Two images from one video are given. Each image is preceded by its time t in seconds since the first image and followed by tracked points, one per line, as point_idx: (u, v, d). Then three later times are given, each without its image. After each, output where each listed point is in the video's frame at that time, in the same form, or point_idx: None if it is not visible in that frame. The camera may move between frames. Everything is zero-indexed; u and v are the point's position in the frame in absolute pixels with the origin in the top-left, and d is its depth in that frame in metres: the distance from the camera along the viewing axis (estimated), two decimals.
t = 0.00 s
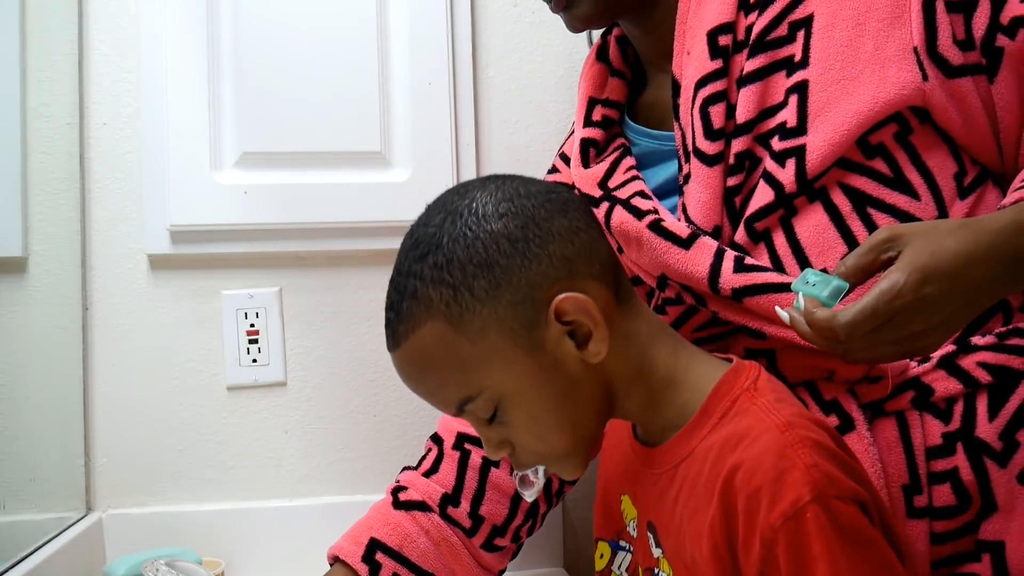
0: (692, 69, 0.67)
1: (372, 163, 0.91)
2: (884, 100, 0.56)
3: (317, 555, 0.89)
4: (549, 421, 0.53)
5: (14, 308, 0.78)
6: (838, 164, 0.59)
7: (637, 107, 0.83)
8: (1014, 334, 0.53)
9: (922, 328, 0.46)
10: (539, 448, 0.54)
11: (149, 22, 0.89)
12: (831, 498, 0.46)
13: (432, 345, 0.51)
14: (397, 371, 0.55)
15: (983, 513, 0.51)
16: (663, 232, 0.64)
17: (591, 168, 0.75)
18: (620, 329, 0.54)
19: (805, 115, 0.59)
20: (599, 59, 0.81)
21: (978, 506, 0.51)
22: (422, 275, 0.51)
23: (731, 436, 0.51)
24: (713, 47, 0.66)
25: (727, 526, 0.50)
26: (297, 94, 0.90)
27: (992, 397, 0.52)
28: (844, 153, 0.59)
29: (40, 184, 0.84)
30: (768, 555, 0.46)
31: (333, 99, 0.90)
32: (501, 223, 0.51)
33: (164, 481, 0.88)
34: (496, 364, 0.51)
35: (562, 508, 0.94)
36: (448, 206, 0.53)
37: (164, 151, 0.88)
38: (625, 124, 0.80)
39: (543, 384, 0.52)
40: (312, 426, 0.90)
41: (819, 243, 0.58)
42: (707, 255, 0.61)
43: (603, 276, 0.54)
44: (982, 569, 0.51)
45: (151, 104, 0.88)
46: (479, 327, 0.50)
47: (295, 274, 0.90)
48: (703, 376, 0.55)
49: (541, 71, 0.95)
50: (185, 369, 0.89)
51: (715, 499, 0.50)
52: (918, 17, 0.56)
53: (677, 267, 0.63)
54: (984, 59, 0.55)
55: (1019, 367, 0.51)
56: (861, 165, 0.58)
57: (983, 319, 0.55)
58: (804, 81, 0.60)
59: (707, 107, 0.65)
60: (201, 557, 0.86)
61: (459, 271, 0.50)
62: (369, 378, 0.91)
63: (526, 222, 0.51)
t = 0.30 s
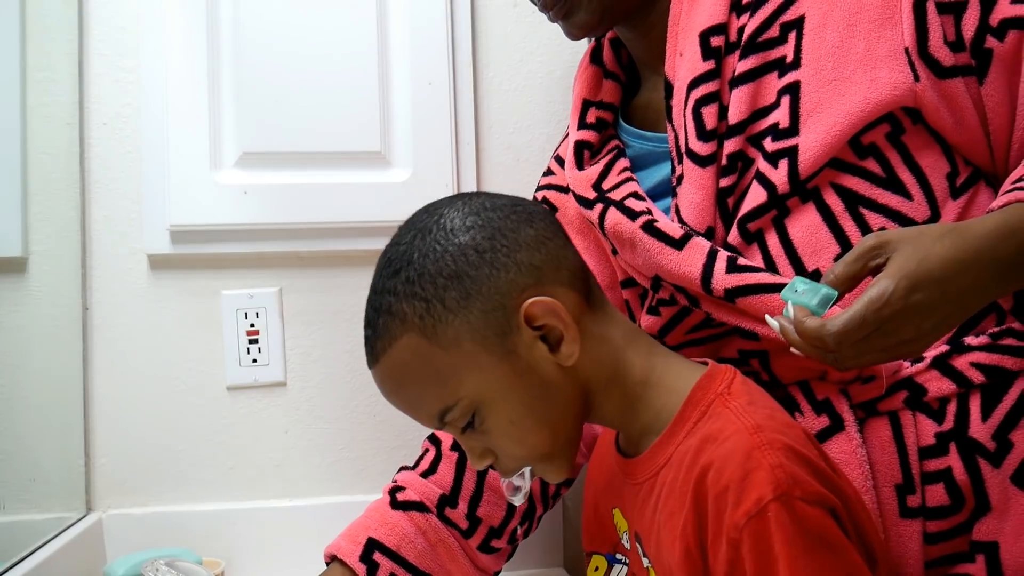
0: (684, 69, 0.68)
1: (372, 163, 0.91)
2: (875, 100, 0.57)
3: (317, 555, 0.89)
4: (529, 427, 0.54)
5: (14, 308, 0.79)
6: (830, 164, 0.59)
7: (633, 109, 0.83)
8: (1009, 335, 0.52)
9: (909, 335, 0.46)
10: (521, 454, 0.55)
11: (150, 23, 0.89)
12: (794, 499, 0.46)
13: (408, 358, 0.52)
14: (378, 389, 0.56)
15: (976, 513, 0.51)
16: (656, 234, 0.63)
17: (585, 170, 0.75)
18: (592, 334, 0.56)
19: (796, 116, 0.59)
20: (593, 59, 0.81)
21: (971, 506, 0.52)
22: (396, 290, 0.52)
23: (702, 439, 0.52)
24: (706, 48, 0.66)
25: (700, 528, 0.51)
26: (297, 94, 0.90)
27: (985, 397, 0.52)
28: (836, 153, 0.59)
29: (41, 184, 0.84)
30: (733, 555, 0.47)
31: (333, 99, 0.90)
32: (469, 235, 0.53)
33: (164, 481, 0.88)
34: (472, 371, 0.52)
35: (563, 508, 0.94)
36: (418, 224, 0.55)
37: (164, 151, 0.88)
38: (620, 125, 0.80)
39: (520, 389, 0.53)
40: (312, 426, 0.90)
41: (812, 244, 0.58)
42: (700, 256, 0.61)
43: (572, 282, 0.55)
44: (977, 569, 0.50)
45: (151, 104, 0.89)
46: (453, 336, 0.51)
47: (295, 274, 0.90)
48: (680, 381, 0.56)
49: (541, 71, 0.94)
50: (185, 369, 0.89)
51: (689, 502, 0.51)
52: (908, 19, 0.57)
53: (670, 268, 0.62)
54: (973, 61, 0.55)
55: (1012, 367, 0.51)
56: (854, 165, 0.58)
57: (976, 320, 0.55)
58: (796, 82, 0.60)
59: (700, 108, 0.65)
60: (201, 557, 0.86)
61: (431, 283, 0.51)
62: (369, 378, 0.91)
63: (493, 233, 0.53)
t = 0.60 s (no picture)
0: (670, 75, 0.68)
1: (372, 163, 0.91)
2: (852, 110, 0.57)
3: (317, 554, 0.90)
4: (514, 445, 0.56)
5: (14, 307, 0.79)
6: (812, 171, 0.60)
7: (623, 112, 0.83)
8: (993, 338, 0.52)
9: (892, 358, 0.46)
10: (508, 472, 0.57)
11: (150, 22, 0.89)
12: (782, 498, 0.49)
13: (391, 391, 0.54)
14: (365, 420, 0.58)
15: (959, 516, 0.52)
16: (641, 240, 0.65)
17: (575, 176, 0.76)
18: (568, 349, 0.58)
19: (778, 122, 0.61)
20: (584, 63, 0.81)
21: (954, 509, 0.52)
22: (373, 326, 0.54)
23: (693, 440, 0.54)
24: (691, 55, 0.67)
25: (690, 526, 0.53)
26: (296, 93, 0.89)
27: (969, 400, 0.52)
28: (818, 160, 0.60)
29: (41, 184, 0.84)
30: (722, 551, 0.50)
31: (333, 98, 0.90)
32: (437, 264, 0.55)
33: (164, 481, 0.88)
34: (454, 397, 0.54)
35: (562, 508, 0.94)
36: (387, 258, 0.57)
37: (164, 151, 0.88)
38: (611, 129, 0.80)
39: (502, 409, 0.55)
40: (312, 426, 0.91)
41: (794, 250, 0.60)
42: (683, 263, 0.62)
43: (543, 300, 0.58)
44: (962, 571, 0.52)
45: (151, 104, 0.89)
46: (433, 365, 0.53)
47: (295, 274, 0.90)
48: (664, 388, 0.58)
49: (541, 71, 0.94)
50: (185, 369, 0.89)
51: (680, 502, 0.54)
52: (888, 28, 0.57)
53: (656, 274, 0.63)
54: (946, 70, 0.55)
55: (997, 371, 0.51)
56: (836, 173, 0.59)
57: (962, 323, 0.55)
58: (777, 90, 0.61)
59: (685, 114, 0.66)
60: (201, 557, 0.86)
61: (406, 316, 0.53)
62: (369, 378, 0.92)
63: (461, 259, 0.55)
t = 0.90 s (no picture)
0: (656, 78, 0.68)
1: (373, 163, 0.91)
2: (834, 115, 0.57)
3: (316, 553, 0.90)
4: (512, 451, 0.56)
5: (15, 308, 0.79)
6: (795, 174, 0.60)
7: (616, 114, 0.82)
8: (974, 341, 0.52)
9: (868, 388, 0.42)
10: (507, 478, 0.57)
11: (150, 22, 0.89)
12: (776, 496, 0.49)
13: (387, 401, 0.55)
14: (362, 431, 0.58)
15: (943, 519, 0.52)
16: (626, 244, 0.65)
17: (565, 176, 0.76)
18: (561, 351, 0.58)
19: (761, 126, 0.60)
20: (576, 62, 0.81)
21: (938, 512, 0.52)
22: (367, 337, 0.55)
23: (687, 440, 0.54)
24: (677, 57, 0.67)
25: (684, 525, 0.53)
26: (296, 93, 0.89)
27: (952, 403, 0.52)
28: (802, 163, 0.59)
29: (41, 184, 0.84)
30: (716, 549, 0.50)
31: (333, 98, 0.90)
32: (427, 273, 0.55)
33: (164, 481, 0.89)
34: (450, 405, 0.54)
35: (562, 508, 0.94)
36: (378, 270, 0.57)
37: (164, 151, 0.88)
38: (603, 130, 0.81)
39: (498, 414, 0.55)
40: (311, 426, 0.91)
41: (777, 253, 0.60)
42: (667, 266, 0.62)
43: (535, 305, 0.58)
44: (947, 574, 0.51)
45: (152, 104, 0.89)
46: (428, 374, 0.54)
47: (295, 274, 0.90)
48: (658, 388, 0.58)
49: (540, 71, 0.94)
50: (185, 369, 0.89)
51: (674, 501, 0.54)
52: (869, 32, 0.56)
53: (639, 278, 0.64)
54: (926, 75, 0.54)
55: (980, 374, 0.51)
56: (819, 176, 0.59)
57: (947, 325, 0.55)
58: (760, 94, 0.61)
59: (671, 117, 0.66)
60: (201, 556, 0.87)
61: (398, 326, 0.54)
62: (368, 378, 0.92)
63: (450, 268, 0.56)
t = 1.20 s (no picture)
0: (655, 78, 0.68)
1: (373, 163, 0.91)
2: (833, 114, 0.57)
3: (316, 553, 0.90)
4: (514, 456, 0.56)
5: (15, 308, 0.79)
6: (794, 173, 0.60)
7: (617, 113, 0.83)
8: (973, 341, 0.52)
9: (864, 390, 0.43)
10: (511, 482, 0.57)
11: (150, 22, 0.89)
12: (772, 494, 0.49)
13: (388, 412, 0.55)
14: (365, 441, 0.58)
15: (942, 519, 0.52)
16: (625, 243, 0.65)
17: (565, 176, 0.76)
18: (558, 354, 0.58)
19: (760, 126, 0.60)
20: (576, 62, 0.81)
21: (937, 511, 0.52)
22: (365, 350, 0.55)
23: (684, 439, 0.54)
24: (676, 57, 0.67)
25: (681, 523, 0.53)
26: (297, 92, 0.89)
27: (952, 402, 0.52)
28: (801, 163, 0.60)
29: (41, 184, 0.84)
30: (711, 547, 0.50)
31: (333, 98, 0.90)
32: (421, 283, 0.55)
33: (164, 481, 0.89)
34: (450, 413, 0.54)
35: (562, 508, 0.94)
36: (373, 282, 0.57)
37: (164, 151, 0.88)
38: (603, 129, 0.81)
39: (499, 420, 0.55)
40: (311, 426, 0.91)
41: (776, 253, 0.60)
42: (666, 265, 0.62)
43: (531, 310, 0.58)
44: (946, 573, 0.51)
45: (152, 104, 0.89)
46: (427, 384, 0.54)
47: (295, 274, 0.90)
48: (656, 387, 0.58)
49: (540, 71, 0.94)
50: (185, 369, 0.89)
51: (671, 500, 0.54)
52: (868, 32, 0.56)
53: (639, 277, 0.64)
54: (926, 75, 0.54)
55: (979, 374, 0.51)
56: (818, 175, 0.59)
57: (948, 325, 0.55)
58: (759, 93, 0.61)
59: (670, 116, 0.66)
60: (201, 557, 0.87)
61: (396, 337, 0.54)
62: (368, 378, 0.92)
63: (444, 277, 0.55)
